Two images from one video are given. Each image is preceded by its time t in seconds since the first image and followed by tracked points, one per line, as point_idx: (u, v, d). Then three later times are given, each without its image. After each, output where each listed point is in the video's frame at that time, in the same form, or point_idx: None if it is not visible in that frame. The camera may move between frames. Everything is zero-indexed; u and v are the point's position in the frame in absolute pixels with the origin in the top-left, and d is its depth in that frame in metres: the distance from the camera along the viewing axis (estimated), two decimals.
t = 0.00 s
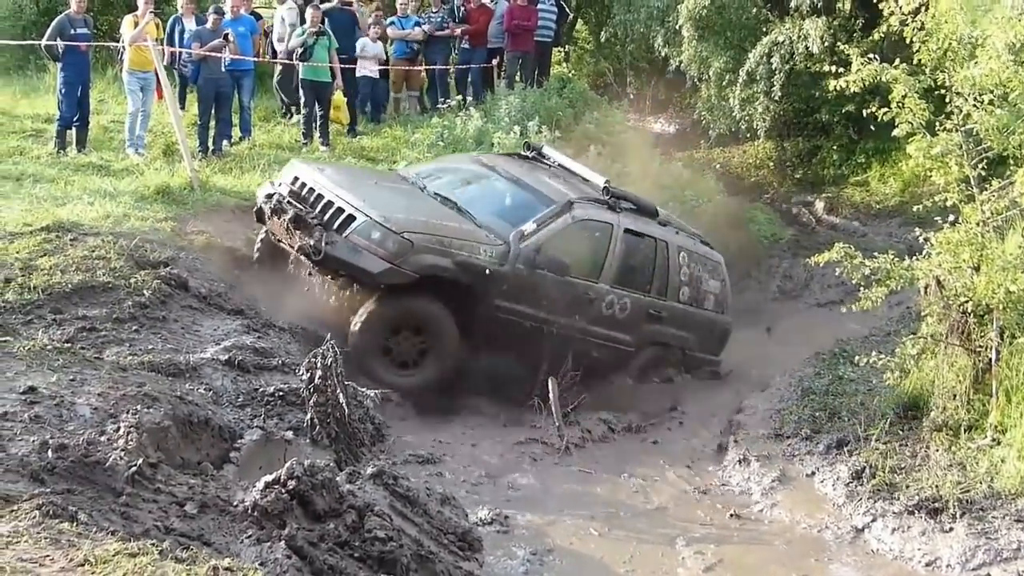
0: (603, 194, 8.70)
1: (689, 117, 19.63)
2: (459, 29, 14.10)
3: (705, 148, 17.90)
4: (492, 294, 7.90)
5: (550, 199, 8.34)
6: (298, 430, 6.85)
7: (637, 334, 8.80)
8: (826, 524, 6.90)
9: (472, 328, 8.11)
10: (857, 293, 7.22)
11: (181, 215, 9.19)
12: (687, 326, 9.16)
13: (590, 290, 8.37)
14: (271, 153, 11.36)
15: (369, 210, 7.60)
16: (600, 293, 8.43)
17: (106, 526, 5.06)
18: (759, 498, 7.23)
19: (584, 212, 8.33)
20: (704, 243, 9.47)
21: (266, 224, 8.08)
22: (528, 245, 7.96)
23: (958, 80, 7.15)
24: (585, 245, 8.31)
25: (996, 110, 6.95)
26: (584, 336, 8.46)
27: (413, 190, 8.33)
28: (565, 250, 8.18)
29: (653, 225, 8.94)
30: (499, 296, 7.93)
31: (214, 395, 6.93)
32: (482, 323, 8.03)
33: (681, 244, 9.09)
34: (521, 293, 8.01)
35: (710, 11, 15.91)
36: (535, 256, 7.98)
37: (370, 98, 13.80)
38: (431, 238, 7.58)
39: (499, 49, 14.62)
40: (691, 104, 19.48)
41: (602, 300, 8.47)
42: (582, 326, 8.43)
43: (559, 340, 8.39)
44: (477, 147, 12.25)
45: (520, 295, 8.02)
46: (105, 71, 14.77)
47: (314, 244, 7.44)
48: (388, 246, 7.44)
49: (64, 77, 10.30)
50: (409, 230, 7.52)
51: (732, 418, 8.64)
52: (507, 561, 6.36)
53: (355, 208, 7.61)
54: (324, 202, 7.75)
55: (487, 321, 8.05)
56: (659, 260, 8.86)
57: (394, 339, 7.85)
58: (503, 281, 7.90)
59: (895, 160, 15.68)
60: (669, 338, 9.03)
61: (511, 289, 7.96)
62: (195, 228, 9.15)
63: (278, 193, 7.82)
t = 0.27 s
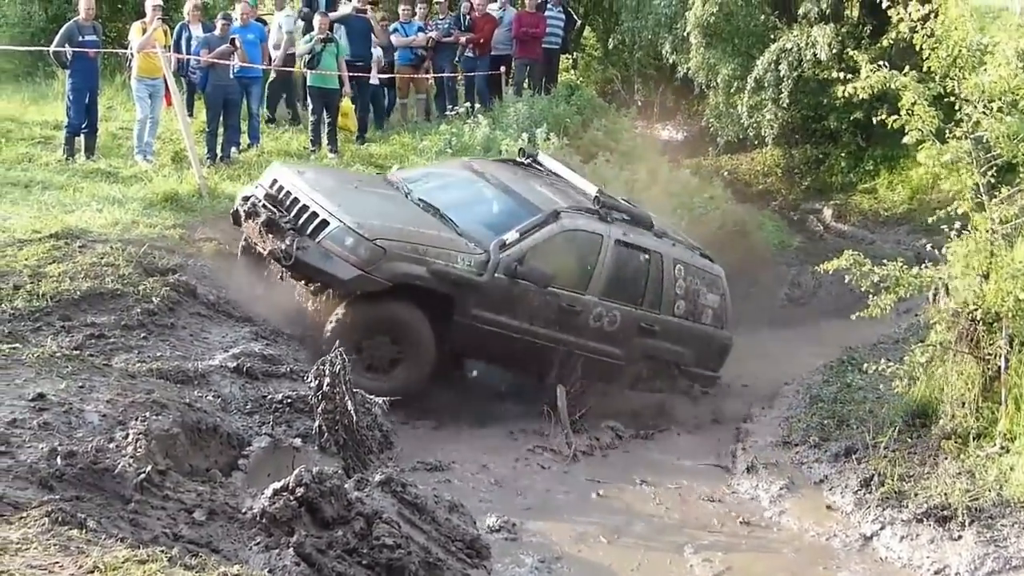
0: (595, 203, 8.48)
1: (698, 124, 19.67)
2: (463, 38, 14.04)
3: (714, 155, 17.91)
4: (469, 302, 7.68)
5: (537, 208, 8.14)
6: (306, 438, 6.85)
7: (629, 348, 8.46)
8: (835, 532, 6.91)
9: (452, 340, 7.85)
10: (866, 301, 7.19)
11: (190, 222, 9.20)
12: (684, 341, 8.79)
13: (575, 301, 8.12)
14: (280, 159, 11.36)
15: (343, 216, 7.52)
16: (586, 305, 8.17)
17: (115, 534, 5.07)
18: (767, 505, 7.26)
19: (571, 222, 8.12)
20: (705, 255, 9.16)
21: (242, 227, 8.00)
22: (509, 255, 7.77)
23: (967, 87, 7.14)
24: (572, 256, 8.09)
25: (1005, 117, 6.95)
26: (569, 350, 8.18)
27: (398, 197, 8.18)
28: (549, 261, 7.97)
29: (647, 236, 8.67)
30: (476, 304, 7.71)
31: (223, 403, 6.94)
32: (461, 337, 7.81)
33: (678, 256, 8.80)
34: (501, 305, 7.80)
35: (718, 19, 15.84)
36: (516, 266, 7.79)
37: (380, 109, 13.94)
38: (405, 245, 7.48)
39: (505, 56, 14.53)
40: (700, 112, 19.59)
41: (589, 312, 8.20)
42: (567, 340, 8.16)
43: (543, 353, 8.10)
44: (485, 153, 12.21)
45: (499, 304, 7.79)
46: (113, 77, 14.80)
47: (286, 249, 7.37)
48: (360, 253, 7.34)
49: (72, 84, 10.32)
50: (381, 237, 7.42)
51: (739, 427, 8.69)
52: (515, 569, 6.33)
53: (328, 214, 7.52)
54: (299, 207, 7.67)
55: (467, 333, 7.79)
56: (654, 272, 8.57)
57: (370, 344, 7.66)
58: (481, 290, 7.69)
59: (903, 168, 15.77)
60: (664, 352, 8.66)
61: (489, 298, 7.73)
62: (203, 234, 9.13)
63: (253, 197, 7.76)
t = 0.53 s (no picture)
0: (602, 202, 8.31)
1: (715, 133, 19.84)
2: (478, 44, 14.00)
3: (731, 163, 17.97)
4: (473, 300, 7.50)
5: (543, 207, 7.97)
6: (323, 444, 6.82)
7: (633, 352, 8.32)
8: (853, 541, 6.90)
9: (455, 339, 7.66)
10: (884, 310, 7.19)
11: (209, 229, 9.23)
12: (692, 348, 8.69)
13: (581, 302, 7.95)
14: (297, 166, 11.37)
15: (345, 208, 7.30)
16: (592, 304, 7.98)
17: (133, 539, 5.01)
18: (786, 513, 7.28)
19: (577, 221, 7.96)
20: (711, 260, 9.06)
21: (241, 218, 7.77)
22: (513, 253, 7.60)
23: (986, 96, 7.13)
24: (576, 255, 7.91)
25: None
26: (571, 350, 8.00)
27: (402, 193, 8.02)
28: (552, 260, 7.79)
29: (654, 239, 8.52)
30: (480, 302, 7.53)
31: (241, 409, 6.95)
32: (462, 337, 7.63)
33: (685, 259, 8.66)
34: (505, 304, 7.62)
35: (736, 26, 15.91)
36: (521, 263, 7.59)
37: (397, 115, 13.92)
38: (407, 238, 7.23)
39: (522, 63, 14.56)
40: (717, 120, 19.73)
41: (594, 313, 8.03)
42: (571, 341, 7.99)
43: (547, 354, 7.94)
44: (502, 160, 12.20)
45: (503, 303, 7.61)
46: (132, 83, 14.91)
47: (285, 240, 7.11)
48: (361, 245, 7.09)
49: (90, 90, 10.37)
50: (384, 229, 7.18)
51: (756, 436, 8.68)
52: None
53: (330, 205, 7.31)
54: (301, 198, 7.47)
55: (469, 332, 7.62)
56: (660, 274, 8.42)
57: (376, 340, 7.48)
58: (486, 287, 7.51)
59: (921, 177, 15.75)
60: (669, 358, 8.53)
61: (493, 296, 7.55)
62: (221, 241, 9.16)
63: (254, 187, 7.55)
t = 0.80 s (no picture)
0: (611, 207, 8.30)
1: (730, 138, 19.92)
2: (493, 50, 14.12)
3: (746, 168, 17.99)
4: (488, 309, 7.45)
5: (553, 212, 7.95)
6: (339, 450, 6.81)
7: (644, 356, 8.38)
8: (869, 547, 6.89)
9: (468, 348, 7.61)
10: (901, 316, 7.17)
11: (224, 234, 9.26)
12: (701, 350, 8.77)
13: (594, 308, 7.94)
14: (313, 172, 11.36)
15: (357, 219, 7.24)
16: (603, 311, 8.00)
17: (149, 544, 4.98)
18: (802, 519, 7.27)
19: (588, 226, 7.96)
20: (718, 260, 9.07)
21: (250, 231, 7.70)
22: (527, 260, 7.57)
23: (1002, 102, 7.11)
24: (588, 261, 7.91)
25: None
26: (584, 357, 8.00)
27: (410, 200, 7.96)
28: (565, 267, 7.78)
29: (662, 242, 8.53)
30: (495, 311, 7.48)
31: (256, 414, 6.96)
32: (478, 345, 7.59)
33: (693, 262, 8.69)
34: (519, 312, 7.59)
35: (752, 32, 15.73)
36: (535, 271, 7.59)
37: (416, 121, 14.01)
38: (422, 249, 7.20)
39: (536, 70, 14.57)
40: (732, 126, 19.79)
41: (606, 319, 8.04)
42: (584, 347, 7.99)
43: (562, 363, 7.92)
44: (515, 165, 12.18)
45: (517, 311, 7.58)
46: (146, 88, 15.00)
47: (299, 254, 7.06)
48: (375, 257, 7.05)
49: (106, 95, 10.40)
50: (397, 240, 7.14)
51: (772, 441, 8.70)
52: None
53: (342, 218, 7.26)
54: (311, 210, 7.41)
55: (482, 342, 7.57)
56: (669, 278, 8.44)
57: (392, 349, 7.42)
58: (501, 296, 7.47)
59: (937, 183, 15.53)
60: (679, 361, 8.61)
61: (508, 304, 7.52)
62: (237, 246, 9.18)
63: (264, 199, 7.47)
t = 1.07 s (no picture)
0: (628, 219, 8.19)
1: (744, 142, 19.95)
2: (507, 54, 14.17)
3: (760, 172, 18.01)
4: (509, 331, 7.35)
5: (572, 226, 7.83)
6: (352, 453, 6.82)
7: (658, 366, 8.37)
8: (883, 551, 6.88)
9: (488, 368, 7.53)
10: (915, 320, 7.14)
11: (240, 236, 9.27)
12: (713, 355, 8.76)
13: (612, 323, 7.89)
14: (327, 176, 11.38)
15: (380, 244, 6.99)
16: (620, 325, 7.94)
17: (164, 547, 4.97)
18: (816, 523, 7.27)
19: (607, 240, 7.86)
20: (729, 263, 9.03)
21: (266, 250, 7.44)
22: (549, 280, 7.44)
23: (1016, 106, 7.10)
24: (607, 277, 7.82)
25: None
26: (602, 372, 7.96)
27: (426, 215, 7.78)
28: (586, 285, 7.68)
29: (676, 250, 8.46)
30: (516, 332, 7.39)
31: (270, 417, 6.95)
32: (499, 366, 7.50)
33: (706, 268, 8.65)
34: (539, 331, 7.49)
35: (766, 35, 15.74)
36: (557, 291, 7.47)
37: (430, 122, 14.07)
38: (447, 275, 7.01)
39: (551, 73, 14.53)
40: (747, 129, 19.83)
41: (623, 333, 7.99)
42: (601, 362, 7.95)
43: (578, 378, 7.85)
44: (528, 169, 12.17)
45: (538, 331, 7.49)
46: (160, 91, 15.06)
47: (321, 280, 6.85)
48: (400, 285, 6.85)
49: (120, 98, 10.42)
50: (423, 267, 6.92)
51: (786, 446, 8.70)
52: None
53: (364, 241, 7.00)
54: (331, 232, 7.14)
55: (504, 364, 7.48)
56: (684, 287, 8.40)
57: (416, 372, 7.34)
58: (522, 318, 7.36)
59: (952, 186, 15.51)
60: (692, 368, 8.61)
61: (529, 325, 7.42)
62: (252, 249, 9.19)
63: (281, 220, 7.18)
